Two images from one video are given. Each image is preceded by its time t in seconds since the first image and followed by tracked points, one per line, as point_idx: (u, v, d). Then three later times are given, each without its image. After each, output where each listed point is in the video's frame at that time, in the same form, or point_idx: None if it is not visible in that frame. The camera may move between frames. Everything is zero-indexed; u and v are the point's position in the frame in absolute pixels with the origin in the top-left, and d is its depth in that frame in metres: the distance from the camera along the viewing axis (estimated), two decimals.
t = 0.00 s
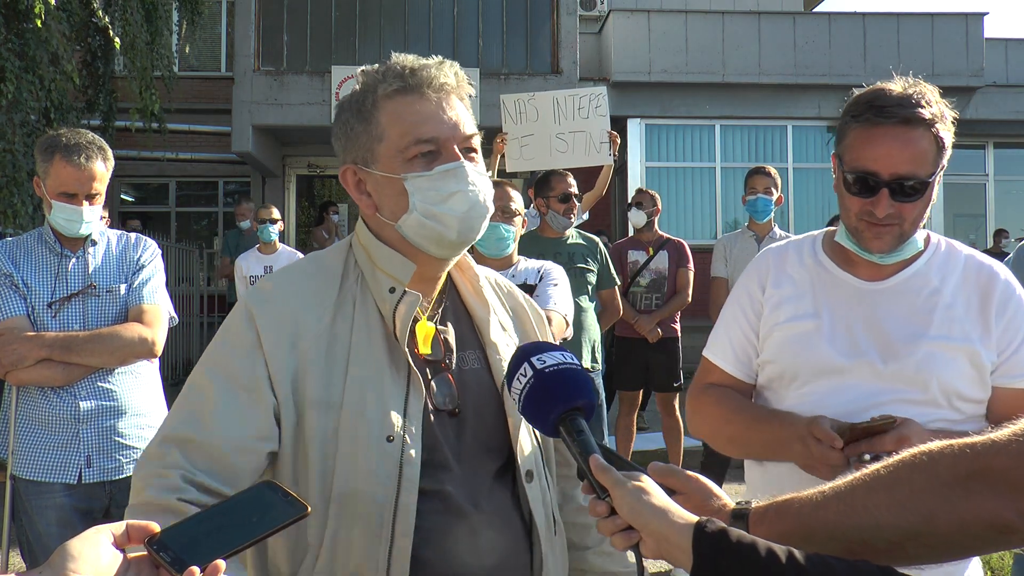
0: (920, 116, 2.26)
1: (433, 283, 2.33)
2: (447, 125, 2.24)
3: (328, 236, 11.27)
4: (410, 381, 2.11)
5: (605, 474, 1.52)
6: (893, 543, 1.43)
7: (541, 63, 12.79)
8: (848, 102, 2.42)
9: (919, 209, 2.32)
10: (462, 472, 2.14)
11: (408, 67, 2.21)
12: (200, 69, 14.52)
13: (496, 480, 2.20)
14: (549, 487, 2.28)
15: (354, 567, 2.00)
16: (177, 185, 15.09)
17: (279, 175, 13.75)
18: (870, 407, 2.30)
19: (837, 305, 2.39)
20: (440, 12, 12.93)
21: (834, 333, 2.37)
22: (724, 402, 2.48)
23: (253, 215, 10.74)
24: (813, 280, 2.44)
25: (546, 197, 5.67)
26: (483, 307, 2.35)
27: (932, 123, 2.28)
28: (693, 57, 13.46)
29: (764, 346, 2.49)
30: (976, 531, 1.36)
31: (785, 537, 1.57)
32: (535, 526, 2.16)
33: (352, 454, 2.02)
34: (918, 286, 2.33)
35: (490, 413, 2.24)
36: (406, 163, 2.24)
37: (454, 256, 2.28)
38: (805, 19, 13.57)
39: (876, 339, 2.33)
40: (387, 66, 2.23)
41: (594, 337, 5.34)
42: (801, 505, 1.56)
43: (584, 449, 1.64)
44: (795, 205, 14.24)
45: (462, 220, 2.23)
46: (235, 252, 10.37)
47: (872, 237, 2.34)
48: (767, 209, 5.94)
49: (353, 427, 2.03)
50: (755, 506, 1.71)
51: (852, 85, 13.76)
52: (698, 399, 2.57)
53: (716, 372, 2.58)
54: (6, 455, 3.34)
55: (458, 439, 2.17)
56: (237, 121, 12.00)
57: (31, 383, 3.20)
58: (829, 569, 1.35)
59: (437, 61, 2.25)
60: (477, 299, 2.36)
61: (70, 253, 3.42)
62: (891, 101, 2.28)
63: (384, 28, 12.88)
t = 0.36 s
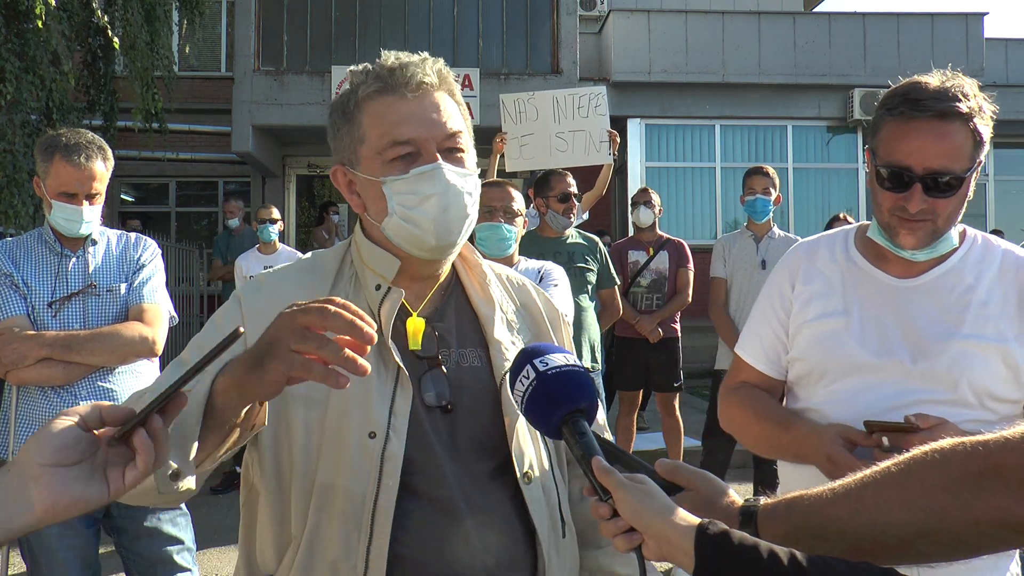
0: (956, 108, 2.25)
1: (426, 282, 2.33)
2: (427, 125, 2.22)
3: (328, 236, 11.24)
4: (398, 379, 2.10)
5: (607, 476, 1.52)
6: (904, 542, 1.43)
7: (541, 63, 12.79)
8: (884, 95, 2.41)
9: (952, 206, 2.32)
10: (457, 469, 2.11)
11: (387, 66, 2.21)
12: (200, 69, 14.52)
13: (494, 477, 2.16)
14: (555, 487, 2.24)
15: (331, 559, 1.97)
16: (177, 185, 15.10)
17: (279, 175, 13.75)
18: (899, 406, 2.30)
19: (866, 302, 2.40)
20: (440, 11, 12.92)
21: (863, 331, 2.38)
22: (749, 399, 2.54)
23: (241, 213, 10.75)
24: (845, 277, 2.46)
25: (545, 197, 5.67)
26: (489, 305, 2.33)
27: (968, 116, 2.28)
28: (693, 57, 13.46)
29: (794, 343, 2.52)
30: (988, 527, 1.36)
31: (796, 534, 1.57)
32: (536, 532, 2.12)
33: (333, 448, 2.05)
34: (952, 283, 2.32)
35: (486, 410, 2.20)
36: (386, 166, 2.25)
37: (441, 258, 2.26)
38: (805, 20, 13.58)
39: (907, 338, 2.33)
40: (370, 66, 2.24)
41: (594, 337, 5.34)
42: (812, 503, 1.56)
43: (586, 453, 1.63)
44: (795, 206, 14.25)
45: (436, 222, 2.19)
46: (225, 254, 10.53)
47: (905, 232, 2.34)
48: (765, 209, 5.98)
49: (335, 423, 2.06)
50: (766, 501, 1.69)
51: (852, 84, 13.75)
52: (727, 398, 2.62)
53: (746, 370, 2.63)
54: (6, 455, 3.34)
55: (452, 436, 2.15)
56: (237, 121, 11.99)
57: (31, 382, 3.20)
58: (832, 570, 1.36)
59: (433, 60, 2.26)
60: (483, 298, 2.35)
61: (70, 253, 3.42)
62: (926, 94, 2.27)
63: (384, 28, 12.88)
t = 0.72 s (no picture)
0: (990, 108, 2.25)
1: (422, 294, 2.33)
2: (384, 156, 2.14)
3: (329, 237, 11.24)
4: (402, 382, 2.10)
5: (606, 478, 1.52)
6: (912, 540, 1.43)
7: (541, 63, 12.80)
8: (918, 93, 2.41)
9: (986, 205, 2.31)
10: (464, 470, 2.10)
11: (361, 88, 2.16)
12: (200, 69, 14.51)
13: (501, 477, 2.16)
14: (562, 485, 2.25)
15: (334, 560, 1.97)
16: (177, 185, 15.09)
17: (279, 175, 13.74)
18: (929, 406, 2.32)
19: (896, 302, 2.41)
20: (440, 11, 12.92)
21: (893, 331, 2.40)
22: (777, 397, 2.58)
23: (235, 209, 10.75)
24: (875, 277, 2.48)
25: (544, 197, 5.67)
26: (500, 306, 2.33)
27: (1003, 115, 2.27)
28: (693, 58, 13.47)
29: (823, 342, 2.54)
30: (998, 526, 1.37)
31: (800, 534, 1.56)
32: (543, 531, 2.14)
33: (338, 451, 2.04)
34: (984, 284, 2.34)
35: (494, 411, 2.20)
36: (354, 189, 2.22)
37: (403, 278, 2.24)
38: (805, 20, 13.59)
39: (936, 339, 2.35)
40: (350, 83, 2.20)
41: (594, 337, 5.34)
42: (818, 502, 1.55)
43: (586, 454, 1.63)
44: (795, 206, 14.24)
45: (384, 256, 2.18)
46: (224, 254, 10.52)
47: (935, 233, 2.35)
48: (763, 208, 6.00)
49: (340, 426, 2.06)
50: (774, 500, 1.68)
51: (852, 85, 13.76)
52: (758, 394, 2.66)
53: (776, 369, 2.67)
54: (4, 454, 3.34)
55: (457, 436, 2.14)
56: (237, 121, 11.99)
57: (30, 381, 3.18)
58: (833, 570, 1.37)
59: (410, 82, 2.15)
60: (495, 298, 2.35)
61: (71, 253, 3.42)
62: (959, 94, 2.28)
63: (384, 27, 12.88)
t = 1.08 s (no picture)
0: (1016, 108, 2.25)
1: (426, 292, 2.33)
2: (410, 151, 2.15)
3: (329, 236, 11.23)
4: (410, 389, 2.09)
5: (606, 472, 1.51)
6: (918, 541, 1.44)
7: (541, 62, 12.80)
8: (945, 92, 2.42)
9: (1009, 206, 2.34)
10: (470, 472, 2.10)
11: (384, 84, 2.16)
12: (200, 69, 14.51)
13: (506, 478, 2.16)
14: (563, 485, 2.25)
15: (347, 567, 1.96)
16: (177, 185, 15.09)
17: (279, 174, 13.74)
18: (944, 405, 2.34)
19: (918, 302, 2.45)
20: (440, 11, 12.92)
21: (911, 330, 2.43)
22: (797, 396, 2.66)
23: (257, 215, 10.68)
24: (897, 277, 2.52)
25: (543, 197, 5.67)
26: (501, 307, 2.34)
27: None
28: (693, 57, 13.47)
29: (845, 340, 2.59)
30: (1005, 527, 1.37)
31: (808, 536, 1.56)
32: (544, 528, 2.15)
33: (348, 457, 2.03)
34: (1007, 286, 2.36)
35: (500, 415, 2.20)
36: (372, 186, 2.22)
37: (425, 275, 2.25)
38: (805, 20, 13.59)
39: (955, 339, 2.37)
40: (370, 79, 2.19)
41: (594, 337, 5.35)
42: (825, 502, 1.56)
43: (585, 451, 1.65)
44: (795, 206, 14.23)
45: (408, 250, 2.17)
46: (231, 253, 10.48)
47: (956, 233, 2.37)
48: (749, 210, 6.02)
49: (349, 432, 2.04)
50: (782, 502, 1.68)
51: (852, 84, 13.76)
52: (782, 391, 2.73)
53: (801, 368, 2.75)
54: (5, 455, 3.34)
55: (465, 439, 2.14)
56: (237, 121, 12.00)
57: (31, 382, 3.19)
58: (837, 571, 1.36)
59: (432, 78, 2.17)
60: (495, 299, 2.36)
61: (71, 253, 3.42)
62: (984, 93, 2.28)
63: (384, 27, 12.87)
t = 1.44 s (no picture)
0: None
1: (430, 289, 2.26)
2: (460, 137, 2.21)
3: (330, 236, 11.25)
4: (412, 385, 2.09)
5: (606, 473, 1.52)
6: (918, 537, 1.44)
7: (541, 62, 12.80)
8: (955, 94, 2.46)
9: (1018, 204, 2.37)
10: (468, 467, 2.11)
11: (430, 75, 2.22)
12: (200, 69, 14.52)
13: (505, 472, 2.17)
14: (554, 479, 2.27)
15: (351, 559, 1.95)
16: (177, 185, 15.09)
17: (279, 174, 13.75)
18: (953, 403, 2.36)
19: (926, 301, 2.46)
20: (440, 11, 12.93)
21: (919, 329, 2.44)
22: (805, 396, 2.68)
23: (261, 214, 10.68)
24: (906, 277, 2.53)
25: (541, 197, 5.68)
26: (491, 304, 2.36)
27: None
28: (693, 58, 13.48)
29: (852, 340, 2.61)
30: (1003, 524, 1.37)
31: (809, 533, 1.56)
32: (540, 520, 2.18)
33: (353, 452, 2.03)
34: (1016, 286, 2.37)
35: (496, 411, 2.21)
36: (417, 170, 2.23)
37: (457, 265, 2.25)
38: (805, 20, 13.59)
39: (963, 338, 2.38)
40: (410, 69, 2.24)
41: (593, 337, 5.36)
42: (824, 498, 1.56)
43: (586, 450, 1.65)
44: (795, 206, 14.23)
45: (461, 235, 2.19)
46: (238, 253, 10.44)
47: (966, 232, 2.40)
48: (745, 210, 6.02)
49: (355, 425, 2.05)
50: (781, 498, 1.69)
51: (852, 84, 13.76)
52: (789, 390, 2.76)
53: (809, 367, 2.76)
54: (5, 456, 3.35)
55: (465, 433, 2.15)
56: (237, 121, 12.00)
57: (31, 382, 3.19)
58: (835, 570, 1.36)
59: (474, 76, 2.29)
60: (484, 296, 2.37)
61: (71, 253, 3.42)
62: (992, 92, 2.32)
63: (384, 27, 12.87)
